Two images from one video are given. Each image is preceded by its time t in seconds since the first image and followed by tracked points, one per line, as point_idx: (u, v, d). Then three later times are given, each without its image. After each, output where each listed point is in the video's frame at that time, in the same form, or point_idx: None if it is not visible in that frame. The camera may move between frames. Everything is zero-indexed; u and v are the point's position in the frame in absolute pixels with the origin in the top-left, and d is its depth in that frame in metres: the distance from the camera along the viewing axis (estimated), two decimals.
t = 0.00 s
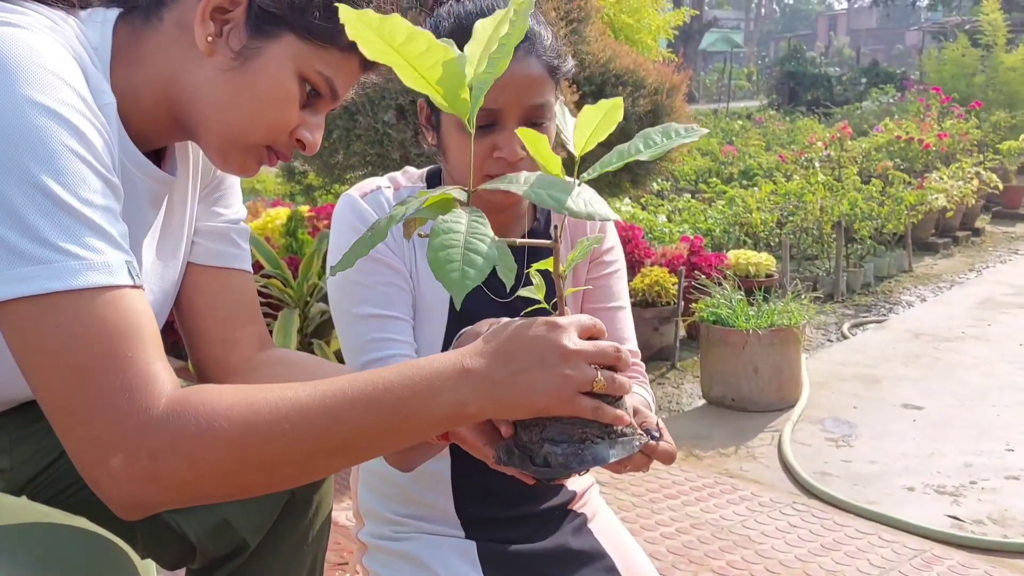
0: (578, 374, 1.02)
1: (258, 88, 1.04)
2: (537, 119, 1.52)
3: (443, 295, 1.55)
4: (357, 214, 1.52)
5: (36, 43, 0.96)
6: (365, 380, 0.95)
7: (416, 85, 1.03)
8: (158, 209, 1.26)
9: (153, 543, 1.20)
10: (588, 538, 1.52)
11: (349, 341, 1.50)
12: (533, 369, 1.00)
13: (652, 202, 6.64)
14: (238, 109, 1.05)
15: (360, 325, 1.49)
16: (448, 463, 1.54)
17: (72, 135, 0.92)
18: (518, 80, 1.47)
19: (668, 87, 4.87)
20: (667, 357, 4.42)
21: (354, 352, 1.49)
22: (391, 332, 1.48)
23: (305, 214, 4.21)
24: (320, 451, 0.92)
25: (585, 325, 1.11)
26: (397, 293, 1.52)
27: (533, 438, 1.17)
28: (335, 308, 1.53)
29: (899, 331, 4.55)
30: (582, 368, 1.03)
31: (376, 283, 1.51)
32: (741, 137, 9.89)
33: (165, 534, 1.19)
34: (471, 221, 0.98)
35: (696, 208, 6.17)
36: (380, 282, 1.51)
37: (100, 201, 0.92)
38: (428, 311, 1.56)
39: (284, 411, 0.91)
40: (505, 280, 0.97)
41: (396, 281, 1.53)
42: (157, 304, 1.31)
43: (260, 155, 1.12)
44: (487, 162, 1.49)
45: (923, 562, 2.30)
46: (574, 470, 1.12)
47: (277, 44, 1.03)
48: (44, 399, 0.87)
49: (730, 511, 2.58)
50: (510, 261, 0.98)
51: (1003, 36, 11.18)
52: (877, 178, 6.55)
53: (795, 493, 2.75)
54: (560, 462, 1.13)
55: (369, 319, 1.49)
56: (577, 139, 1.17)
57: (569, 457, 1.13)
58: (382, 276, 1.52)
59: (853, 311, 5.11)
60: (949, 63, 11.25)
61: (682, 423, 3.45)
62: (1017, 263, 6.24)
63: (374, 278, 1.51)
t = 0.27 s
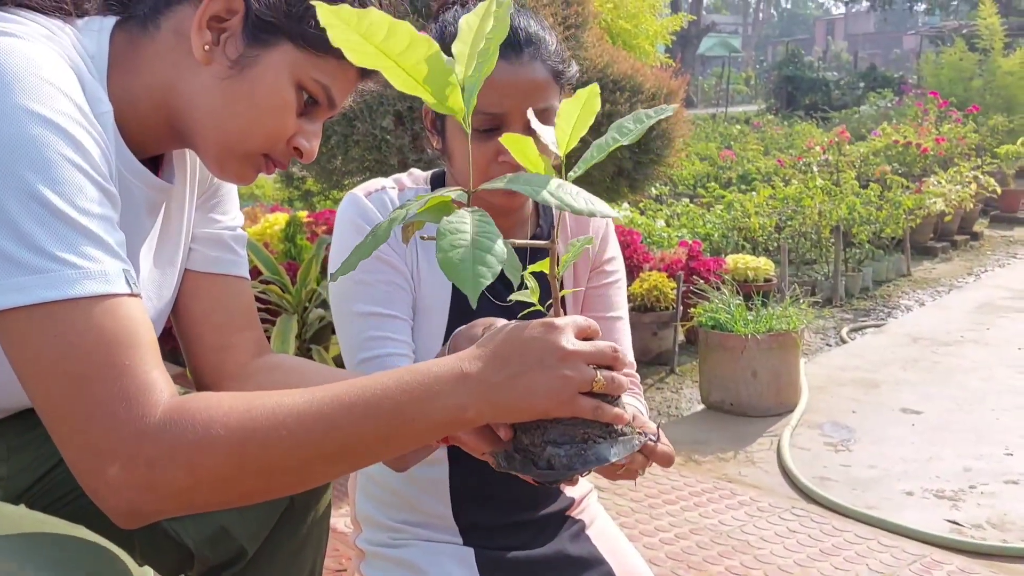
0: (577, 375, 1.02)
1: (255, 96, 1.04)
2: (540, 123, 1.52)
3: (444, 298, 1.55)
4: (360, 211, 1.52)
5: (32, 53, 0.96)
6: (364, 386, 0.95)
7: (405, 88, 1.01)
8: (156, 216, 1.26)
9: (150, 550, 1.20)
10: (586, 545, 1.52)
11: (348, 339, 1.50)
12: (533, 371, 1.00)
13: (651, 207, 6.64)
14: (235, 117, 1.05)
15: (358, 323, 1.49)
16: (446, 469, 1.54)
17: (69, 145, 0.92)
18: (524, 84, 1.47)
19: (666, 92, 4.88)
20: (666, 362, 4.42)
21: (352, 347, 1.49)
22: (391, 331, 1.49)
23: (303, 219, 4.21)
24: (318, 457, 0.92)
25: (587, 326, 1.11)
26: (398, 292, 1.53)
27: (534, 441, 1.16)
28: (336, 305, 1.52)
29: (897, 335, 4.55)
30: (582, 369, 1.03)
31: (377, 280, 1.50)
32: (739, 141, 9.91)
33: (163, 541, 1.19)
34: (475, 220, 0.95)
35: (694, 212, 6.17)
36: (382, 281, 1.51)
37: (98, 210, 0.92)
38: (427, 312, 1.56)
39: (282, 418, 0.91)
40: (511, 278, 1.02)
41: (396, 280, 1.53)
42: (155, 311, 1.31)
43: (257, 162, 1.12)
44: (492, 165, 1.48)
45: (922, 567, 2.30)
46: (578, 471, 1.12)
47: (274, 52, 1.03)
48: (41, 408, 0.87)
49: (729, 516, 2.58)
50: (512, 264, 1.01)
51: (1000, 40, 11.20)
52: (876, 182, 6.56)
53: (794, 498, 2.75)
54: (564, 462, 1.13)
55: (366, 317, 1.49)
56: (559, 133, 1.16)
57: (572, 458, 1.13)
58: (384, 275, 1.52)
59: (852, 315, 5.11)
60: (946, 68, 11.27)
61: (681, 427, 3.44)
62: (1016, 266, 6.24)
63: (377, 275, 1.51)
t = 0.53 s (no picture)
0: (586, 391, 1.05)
1: (256, 112, 1.05)
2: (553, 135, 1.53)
3: (451, 303, 1.56)
4: (375, 212, 1.56)
5: (39, 68, 0.98)
6: (376, 396, 0.96)
7: (474, 86, 1.12)
8: (159, 230, 1.27)
9: (153, 561, 1.20)
10: (587, 554, 1.52)
11: (354, 339, 1.52)
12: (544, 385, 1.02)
13: (652, 214, 6.65)
14: (236, 132, 1.06)
15: (364, 320, 1.51)
16: (450, 478, 1.54)
17: (75, 157, 0.94)
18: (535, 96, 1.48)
19: (666, 100, 4.89)
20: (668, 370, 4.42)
21: (358, 348, 1.51)
22: (397, 332, 1.51)
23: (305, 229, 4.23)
24: (328, 467, 0.93)
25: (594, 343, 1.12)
26: (406, 294, 1.54)
27: (539, 455, 1.17)
28: (345, 304, 1.54)
29: (898, 343, 4.55)
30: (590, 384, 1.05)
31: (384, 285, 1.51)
32: (740, 149, 9.92)
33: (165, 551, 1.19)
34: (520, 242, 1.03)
35: (695, 220, 6.18)
36: (390, 283, 1.52)
37: (103, 223, 0.93)
38: (434, 317, 1.57)
39: (294, 427, 0.92)
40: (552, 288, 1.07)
41: (403, 284, 1.54)
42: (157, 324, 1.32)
43: (258, 178, 1.13)
44: (505, 174, 1.52)
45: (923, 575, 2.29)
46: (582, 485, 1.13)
47: (276, 69, 1.05)
48: (47, 416, 0.87)
49: (731, 524, 2.58)
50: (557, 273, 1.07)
51: (1000, 47, 11.22)
52: (876, 190, 6.57)
53: (795, 506, 2.75)
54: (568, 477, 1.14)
55: (374, 316, 1.51)
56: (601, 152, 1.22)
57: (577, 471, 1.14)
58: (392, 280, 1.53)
59: (853, 322, 5.11)
60: (947, 75, 11.29)
61: (682, 436, 3.44)
62: (1017, 273, 6.24)
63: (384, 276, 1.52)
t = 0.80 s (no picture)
0: (585, 405, 1.02)
1: (252, 117, 1.04)
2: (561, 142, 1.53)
3: (456, 309, 1.56)
4: (386, 218, 1.57)
5: (37, 75, 0.97)
6: (368, 409, 0.95)
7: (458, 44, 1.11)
8: (160, 238, 1.27)
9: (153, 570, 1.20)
10: (590, 563, 1.52)
11: (357, 342, 1.51)
12: (541, 398, 1.00)
13: (651, 218, 6.65)
14: (232, 137, 1.06)
15: (371, 323, 1.50)
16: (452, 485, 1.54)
17: (72, 165, 0.93)
18: (544, 103, 1.48)
19: (666, 105, 4.89)
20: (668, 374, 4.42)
21: (359, 349, 1.50)
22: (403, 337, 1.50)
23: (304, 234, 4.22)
24: (320, 477, 0.94)
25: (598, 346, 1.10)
26: (411, 298, 1.54)
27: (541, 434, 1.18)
28: (350, 304, 1.54)
29: (898, 347, 4.55)
30: (590, 399, 1.03)
31: (389, 286, 1.51)
32: (739, 152, 9.93)
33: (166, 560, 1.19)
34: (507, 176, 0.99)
35: (694, 224, 6.18)
36: (395, 285, 1.52)
37: (95, 231, 0.93)
38: (439, 321, 1.57)
39: (284, 441, 0.92)
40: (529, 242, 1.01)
41: (408, 286, 1.54)
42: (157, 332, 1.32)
43: (254, 184, 1.13)
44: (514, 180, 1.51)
45: None
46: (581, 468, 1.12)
47: (269, 75, 1.04)
48: (37, 423, 0.87)
49: (732, 530, 2.58)
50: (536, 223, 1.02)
51: (999, 51, 11.23)
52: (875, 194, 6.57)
53: (796, 512, 2.74)
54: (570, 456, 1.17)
55: (379, 318, 1.50)
56: (579, 133, 1.22)
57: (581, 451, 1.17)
58: (397, 278, 1.53)
59: (853, 326, 5.11)
60: (945, 78, 11.30)
61: (682, 440, 3.44)
62: (1016, 276, 6.24)
63: (389, 278, 1.52)
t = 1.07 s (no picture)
0: (564, 503, 1.00)
1: (245, 133, 1.05)
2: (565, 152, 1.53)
3: (461, 319, 1.57)
4: (389, 229, 1.57)
5: (28, 94, 0.97)
6: (340, 466, 0.96)
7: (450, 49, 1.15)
8: (159, 251, 1.27)
9: None
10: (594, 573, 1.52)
11: (362, 352, 1.53)
12: (500, 501, 0.99)
13: (652, 224, 6.65)
14: (226, 152, 1.06)
15: (375, 334, 1.51)
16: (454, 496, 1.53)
17: (57, 192, 0.93)
18: (549, 113, 1.48)
19: (666, 112, 4.89)
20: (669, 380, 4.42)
21: (364, 360, 1.52)
22: (405, 348, 1.51)
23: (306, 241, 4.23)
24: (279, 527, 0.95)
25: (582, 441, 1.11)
26: (415, 309, 1.54)
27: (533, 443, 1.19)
28: (354, 316, 1.55)
29: (900, 353, 4.55)
30: (573, 502, 1.00)
31: (393, 298, 1.52)
32: (740, 158, 9.94)
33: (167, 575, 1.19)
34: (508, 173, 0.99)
35: (695, 230, 6.18)
36: (398, 296, 1.52)
37: (79, 256, 0.93)
38: (444, 331, 1.57)
39: (251, 493, 0.93)
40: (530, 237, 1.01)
41: (412, 298, 1.54)
42: (156, 345, 1.33)
43: (250, 197, 1.13)
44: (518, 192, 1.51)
45: None
46: (590, 458, 1.14)
47: (264, 88, 1.05)
48: (5, 451, 0.88)
49: (734, 539, 2.57)
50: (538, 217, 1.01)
51: (999, 56, 11.23)
52: (877, 199, 6.57)
53: (798, 520, 2.74)
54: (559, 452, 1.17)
55: (383, 329, 1.51)
56: (570, 130, 1.23)
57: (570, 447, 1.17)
58: (401, 292, 1.53)
59: (855, 332, 5.11)
60: (946, 83, 11.30)
61: (684, 448, 3.43)
62: (1018, 282, 6.24)
63: (394, 290, 1.53)
